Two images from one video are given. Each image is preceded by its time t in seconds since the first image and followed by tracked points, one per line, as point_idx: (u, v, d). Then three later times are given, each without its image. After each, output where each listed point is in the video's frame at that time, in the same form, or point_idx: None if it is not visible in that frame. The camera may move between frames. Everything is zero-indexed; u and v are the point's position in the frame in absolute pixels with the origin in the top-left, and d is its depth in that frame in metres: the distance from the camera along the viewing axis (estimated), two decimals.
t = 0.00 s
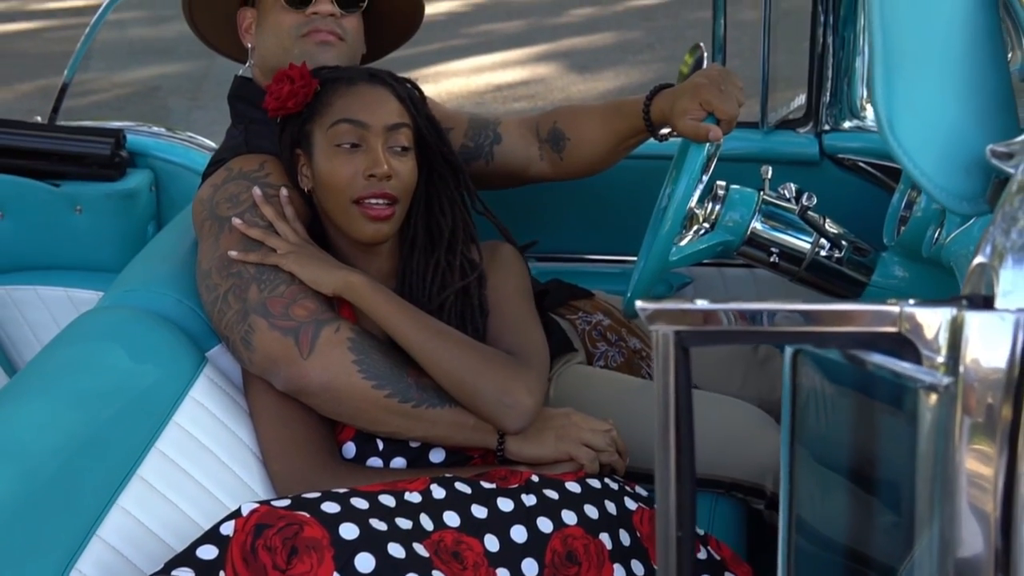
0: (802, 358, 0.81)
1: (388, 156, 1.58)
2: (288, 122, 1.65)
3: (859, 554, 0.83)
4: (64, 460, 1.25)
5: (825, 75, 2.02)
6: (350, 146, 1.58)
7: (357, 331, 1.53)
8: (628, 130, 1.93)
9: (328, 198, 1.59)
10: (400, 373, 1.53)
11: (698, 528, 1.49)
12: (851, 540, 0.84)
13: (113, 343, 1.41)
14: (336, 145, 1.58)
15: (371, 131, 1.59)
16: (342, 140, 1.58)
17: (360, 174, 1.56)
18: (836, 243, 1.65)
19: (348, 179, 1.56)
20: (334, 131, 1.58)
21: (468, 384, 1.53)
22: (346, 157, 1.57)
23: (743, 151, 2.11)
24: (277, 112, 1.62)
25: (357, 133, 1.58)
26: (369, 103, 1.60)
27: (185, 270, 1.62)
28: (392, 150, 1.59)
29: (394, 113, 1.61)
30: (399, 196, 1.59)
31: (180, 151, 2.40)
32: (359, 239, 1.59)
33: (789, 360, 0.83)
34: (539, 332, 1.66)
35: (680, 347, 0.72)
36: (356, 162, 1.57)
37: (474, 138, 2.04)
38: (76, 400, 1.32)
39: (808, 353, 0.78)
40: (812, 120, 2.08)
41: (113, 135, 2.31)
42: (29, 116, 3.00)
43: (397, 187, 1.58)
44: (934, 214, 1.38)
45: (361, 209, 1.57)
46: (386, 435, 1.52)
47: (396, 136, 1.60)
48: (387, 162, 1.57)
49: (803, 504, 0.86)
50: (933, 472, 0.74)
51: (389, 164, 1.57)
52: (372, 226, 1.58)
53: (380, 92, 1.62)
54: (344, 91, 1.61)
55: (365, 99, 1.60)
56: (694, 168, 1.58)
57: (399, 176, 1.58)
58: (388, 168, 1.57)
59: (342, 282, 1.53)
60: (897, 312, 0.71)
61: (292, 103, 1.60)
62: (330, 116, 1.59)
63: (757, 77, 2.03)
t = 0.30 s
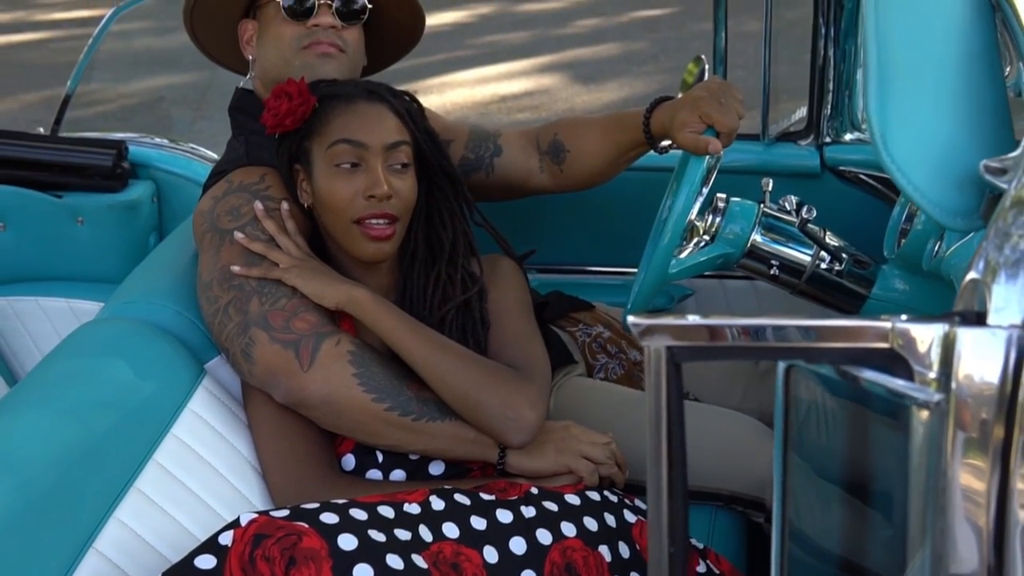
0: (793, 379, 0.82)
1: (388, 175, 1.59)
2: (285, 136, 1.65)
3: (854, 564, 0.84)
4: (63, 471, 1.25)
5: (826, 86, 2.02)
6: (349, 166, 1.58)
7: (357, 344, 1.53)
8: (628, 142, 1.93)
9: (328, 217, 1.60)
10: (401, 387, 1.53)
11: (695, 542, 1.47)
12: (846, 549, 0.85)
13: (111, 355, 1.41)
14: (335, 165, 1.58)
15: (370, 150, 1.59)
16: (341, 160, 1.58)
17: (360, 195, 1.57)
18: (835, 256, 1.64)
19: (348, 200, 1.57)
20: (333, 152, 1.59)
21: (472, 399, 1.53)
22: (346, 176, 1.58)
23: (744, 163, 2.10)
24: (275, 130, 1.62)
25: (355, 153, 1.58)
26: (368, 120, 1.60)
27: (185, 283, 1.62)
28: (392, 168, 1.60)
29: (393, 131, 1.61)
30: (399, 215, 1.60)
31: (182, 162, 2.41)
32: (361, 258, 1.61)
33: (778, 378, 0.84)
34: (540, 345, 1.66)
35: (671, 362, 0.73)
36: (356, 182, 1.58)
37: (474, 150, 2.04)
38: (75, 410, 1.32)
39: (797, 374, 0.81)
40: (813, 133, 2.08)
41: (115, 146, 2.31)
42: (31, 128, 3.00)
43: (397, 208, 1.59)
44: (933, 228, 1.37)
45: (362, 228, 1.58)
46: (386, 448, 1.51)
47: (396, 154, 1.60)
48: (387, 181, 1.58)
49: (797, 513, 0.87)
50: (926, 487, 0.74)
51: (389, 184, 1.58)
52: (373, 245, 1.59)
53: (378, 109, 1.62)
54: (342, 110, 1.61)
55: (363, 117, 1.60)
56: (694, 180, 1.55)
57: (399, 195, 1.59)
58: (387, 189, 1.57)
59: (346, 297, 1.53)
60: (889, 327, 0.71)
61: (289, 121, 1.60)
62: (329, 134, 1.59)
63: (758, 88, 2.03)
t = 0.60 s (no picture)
0: (785, 392, 0.83)
1: (387, 198, 1.59)
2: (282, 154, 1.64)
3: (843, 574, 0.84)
4: (58, 484, 1.25)
5: (828, 99, 2.01)
6: (349, 190, 1.58)
7: (357, 356, 1.53)
8: (628, 155, 1.93)
9: (329, 239, 1.61)
10: (401, 400, 1.52)
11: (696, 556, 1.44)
12: (836, 560, 0.85)
13: (110, 365, 1.40)
14: (335, 189, 1.58)
15: (370, 175, 1.59)
16: (340, 184, 1.58)
17: (360, 220, 1.57)
18: (836, 270, 1.62)
19: (348, 223, 1.57)
20: (333, 176, 1.59)
21: (478, 419, 1.52)
22: (343, 201, 1.58)
23: (747, 176, 2.10)
24: (275, 149, 1.61)
25: (354, 177, 1.58)
26: (367, 143, 1.60)
27: (185, 295, 1.62)
28: (392, 190, 1.60)
29: (394, 153, 1.61)
30: (399, 237, 1.61)
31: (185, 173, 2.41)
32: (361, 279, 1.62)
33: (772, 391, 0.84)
34: (540, 359, 1.65)
35: (662, 379, 0.74)
36: (356, 207, 1.58)
37: (473, 161, 2.04)
38: (72, 422, 1.31)
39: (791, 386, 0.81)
40: (815, 145, 2.08)
41: (117, 158, 2.32)
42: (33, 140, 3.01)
43: (397, 231, 1.59)
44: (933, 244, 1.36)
45: (363, 252, 1.59)
46: (385, 460, 1.51)
47: (396, 176, 1.60)
48: (387, 206, 1.58)
49: (787, 519, 0.87)
50: (915, 500, 0.75)
51: (389, 208, 1.58)
52: (375, 268, 1.59)
53: (377, 130, 1.62)
54: (341, 132, 1.60)
55: (362, 139, 1.60)
56: (694, 193, 1.54)
57: (398, 218, 1.60)
58: (387, 215, 1.58)
59: (348, 312, 1.53)
60: (879, 343, 0.72)
61: (288, 142, 1.60)
62: (330, 158, 1.59)
63: (759, 101, 2.03)
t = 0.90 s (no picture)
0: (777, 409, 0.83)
1: (387, 218, 1.59)
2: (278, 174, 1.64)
3: None
4: (55, 494, 1.25)
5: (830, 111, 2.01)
6: (348, 213, 1.58)
7: (358, 367, 1.53)
8: (629, 166, 1.93)
9: (329, 261, 1.61)
10: (401, 410, 1.52)
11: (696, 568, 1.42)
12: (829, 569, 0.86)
13: (109, 376, 1.40)
14: (334, 212, 1.58)
15: (370, 198, 1.59)
16: (339, 208, 1.58)
17: (360, 242, 1.58)
18: (837, 281, 1.61)
19: (348, 246, 1.58)
20: (332, 199, 1.58)
21: (480, 429, 1.52)
22: (343, 223, 1.58)
23: (749, 187, 2.09)
24: (272, 168, 1.61)
25: (353, 201, 1.58)
26: (367, 166, 1.59)
27: (187, 304, 1.63)
28: (391, 211, 1.60)
29: (393, 173, 1.61)
30: (399, 256, 1.61)
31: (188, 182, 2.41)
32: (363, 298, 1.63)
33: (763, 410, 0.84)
34: (541, 369, 1.65)
35: (655, 393, 0.74)
36: (355, 229, 1.58)
37: (475, 172, 2.04)
38: (70, 431, 1.31)
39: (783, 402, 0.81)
40: (817, 156, 2.08)
41: (121, 167, 2.32)
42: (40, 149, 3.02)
43: (397, 251, 1.60)
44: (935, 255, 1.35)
45: (364, 272, 1.60)
46: (384, 471, 1.51)
47: (395, 197, 1.60)
48: (386, 227, 1.59)
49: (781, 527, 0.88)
50: (908, 512, 0.75)
51: (389, 230, 1.59)
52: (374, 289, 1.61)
53: (376, 149, 1.61)
54: (341, 153, 1.60)
55: (362, 160, 1.60)
56: (694, 205, 1.53)
57: (397, 240, 1.60)
58: (385, 239, 1.58)
59: (350, 324, 1.53)
60: (871, 356, 0.72)
61: (285, 163, 1.59)
62: (329, 180, 1.59)
63: (761, 111, 2.03)
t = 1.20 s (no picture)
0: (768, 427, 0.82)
1: (385, 241, 1.59)
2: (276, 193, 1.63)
3: None
4: (51, 508, 1.25)
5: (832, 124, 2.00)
6: (345, 236, 1.58)
7: (357, 379, 1.53)
8: (629, 179, 1.94)
9: (329, 281, 1.62)
10: (400, 423, 1.52)
11: None
12: None
13: (107, 390, 1.40)
14: (332, 236, 1.58)
15: (366, 221, 1.58)
16: (337, 231, 1.58)
17: (359, 266, 1.58)
18: (839, 294, 1.60)
19: (347, 270, 1.58)
20: (329, 223, 1.58)
21: (480, 442, 1.52)
22: (341, 247, 1.58)
23: (752, 201, 2.09)
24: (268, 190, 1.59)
25: (351, 224, 1.58)
26: (365, 186, 1.59)
27: (187, 316, 1.63)
28: (389, 233, 1.59)
29: (389, 196, 1.60)
30: (398, 277, 1.62)
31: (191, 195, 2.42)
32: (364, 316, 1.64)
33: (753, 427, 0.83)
34: (541, 382, 1.65)
35: (644, 407, 0.75)
36: (354, 252, 1.58)
37: (477, 185, 2.04)
38: (66, 445, 1.31)
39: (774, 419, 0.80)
40: (819, 169, 2.07)
41: (124, 178, 2.33)
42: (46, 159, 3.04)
43: (396, 273, 1.60)
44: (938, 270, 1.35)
45: (364, 293, 1.60)
46: (383, 484, 1.51)
47: (393, 218, 1.60)
48: (383, 252, 1.58)
49: (776, 538, 0.88)
50: (898, 527, 0.74)
51: (387, 253, 1.59)
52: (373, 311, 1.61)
53: (372, 172, 1.61)
54: (337, 177, 1.59)
55: (359, 184, 1.59)
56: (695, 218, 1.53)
57: (394, 263, 1.60)
58: (382, 262, 1.58)
59: (351, 338, 1.53)
60: (862, 371, 0.72)
61: (280, 186, 1.58)
62: (326, 205, 1.58)
63: (763, 124, 2.03)
